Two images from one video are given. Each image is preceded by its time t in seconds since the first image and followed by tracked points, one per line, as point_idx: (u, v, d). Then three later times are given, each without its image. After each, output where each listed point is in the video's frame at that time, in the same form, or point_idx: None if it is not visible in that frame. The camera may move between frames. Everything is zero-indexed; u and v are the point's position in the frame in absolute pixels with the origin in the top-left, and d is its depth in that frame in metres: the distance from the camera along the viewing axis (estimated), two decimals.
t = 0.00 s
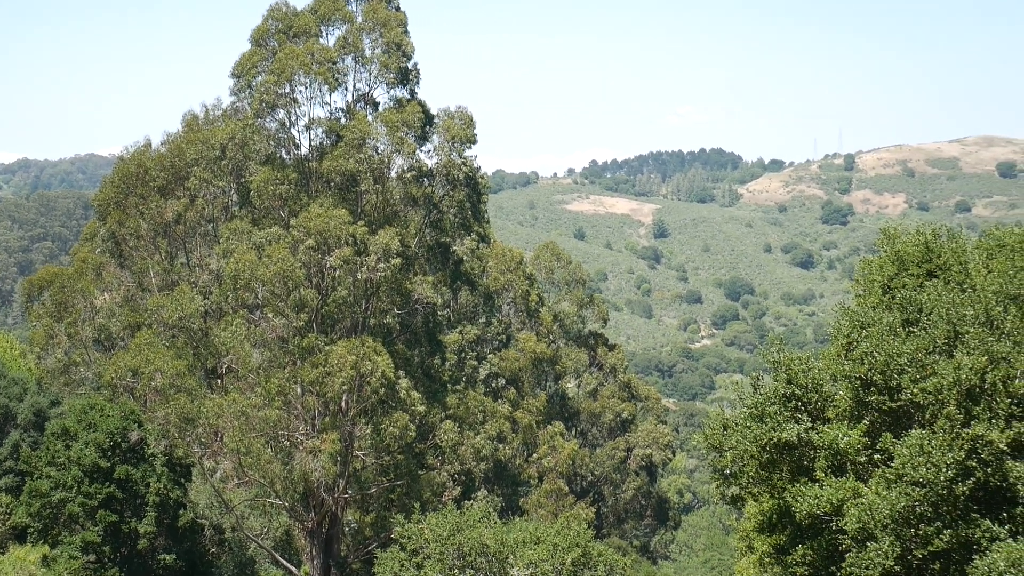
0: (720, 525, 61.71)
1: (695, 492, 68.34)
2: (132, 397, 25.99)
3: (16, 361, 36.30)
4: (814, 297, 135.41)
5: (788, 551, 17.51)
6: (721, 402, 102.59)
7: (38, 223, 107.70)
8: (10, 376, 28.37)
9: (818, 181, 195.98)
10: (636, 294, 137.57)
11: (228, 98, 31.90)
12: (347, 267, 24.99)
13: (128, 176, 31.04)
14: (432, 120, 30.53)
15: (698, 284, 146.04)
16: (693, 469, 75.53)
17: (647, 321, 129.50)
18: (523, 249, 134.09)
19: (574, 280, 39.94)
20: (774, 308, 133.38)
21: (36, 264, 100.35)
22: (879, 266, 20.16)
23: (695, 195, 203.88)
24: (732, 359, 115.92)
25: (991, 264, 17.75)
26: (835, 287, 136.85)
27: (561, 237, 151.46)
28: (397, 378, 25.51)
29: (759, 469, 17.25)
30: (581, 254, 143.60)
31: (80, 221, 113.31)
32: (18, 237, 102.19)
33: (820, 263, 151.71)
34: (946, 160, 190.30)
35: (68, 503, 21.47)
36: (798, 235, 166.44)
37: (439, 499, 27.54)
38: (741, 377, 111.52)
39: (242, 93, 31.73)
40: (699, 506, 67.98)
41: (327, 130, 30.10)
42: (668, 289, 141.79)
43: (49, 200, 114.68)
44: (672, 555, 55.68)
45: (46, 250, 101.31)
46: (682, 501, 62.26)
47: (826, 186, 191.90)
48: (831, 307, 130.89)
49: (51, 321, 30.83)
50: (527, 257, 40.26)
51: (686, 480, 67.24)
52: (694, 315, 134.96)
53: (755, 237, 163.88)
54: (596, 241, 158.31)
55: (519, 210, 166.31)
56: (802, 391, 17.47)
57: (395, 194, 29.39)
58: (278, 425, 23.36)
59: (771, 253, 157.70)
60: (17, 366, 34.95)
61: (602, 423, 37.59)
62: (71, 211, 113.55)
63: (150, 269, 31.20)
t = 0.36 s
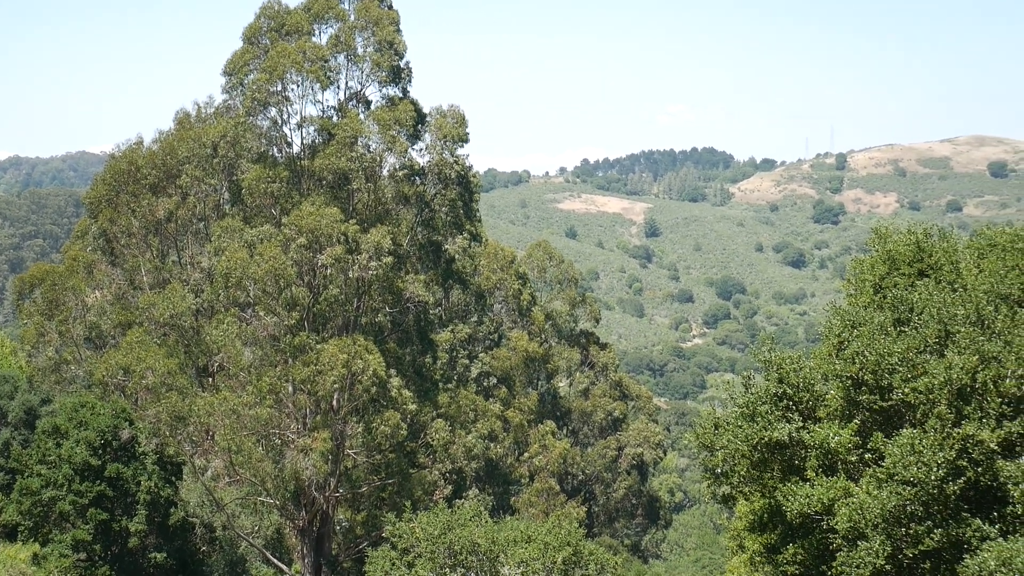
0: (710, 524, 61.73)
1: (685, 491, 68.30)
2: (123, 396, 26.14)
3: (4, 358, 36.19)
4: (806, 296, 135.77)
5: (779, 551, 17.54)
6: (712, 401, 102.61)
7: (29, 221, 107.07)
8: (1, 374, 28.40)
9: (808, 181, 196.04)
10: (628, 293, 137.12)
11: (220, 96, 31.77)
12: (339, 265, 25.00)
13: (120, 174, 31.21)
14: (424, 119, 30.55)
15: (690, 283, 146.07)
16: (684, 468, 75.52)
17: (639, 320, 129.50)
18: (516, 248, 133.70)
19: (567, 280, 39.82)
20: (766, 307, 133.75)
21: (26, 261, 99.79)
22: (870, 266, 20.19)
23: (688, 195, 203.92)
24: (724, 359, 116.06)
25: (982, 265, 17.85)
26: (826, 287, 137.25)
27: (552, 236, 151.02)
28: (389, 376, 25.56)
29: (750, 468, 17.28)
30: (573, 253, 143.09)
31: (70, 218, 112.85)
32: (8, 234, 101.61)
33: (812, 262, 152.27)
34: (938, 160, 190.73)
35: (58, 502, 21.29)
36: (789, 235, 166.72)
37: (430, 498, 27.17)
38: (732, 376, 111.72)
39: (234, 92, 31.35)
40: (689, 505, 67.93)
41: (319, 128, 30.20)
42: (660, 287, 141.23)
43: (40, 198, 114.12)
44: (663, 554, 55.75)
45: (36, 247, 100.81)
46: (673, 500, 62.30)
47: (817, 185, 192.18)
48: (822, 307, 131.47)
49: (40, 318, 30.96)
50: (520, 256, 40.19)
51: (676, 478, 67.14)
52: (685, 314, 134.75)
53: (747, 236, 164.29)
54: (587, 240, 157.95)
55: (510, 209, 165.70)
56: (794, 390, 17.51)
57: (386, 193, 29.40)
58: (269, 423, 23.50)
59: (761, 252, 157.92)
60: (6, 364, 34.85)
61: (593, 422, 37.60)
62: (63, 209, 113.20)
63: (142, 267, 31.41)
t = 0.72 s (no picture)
0: (696, 526, 61.65)
1: (671, 493, 68.15)
2: (107, 397, 25.86)
3: None
4: (790, 300, 136.56)
5: (763, 552, 17.58)
6: (697, 403, 102.69)
7: (14, 222, 106.50)
8: None
9: (792, 184, 195.99)
10: (613, 294, 136.97)
11: (206, 97, 31.88)
12: (324, 267, 25.10)
13: (105, 176, 31.06)
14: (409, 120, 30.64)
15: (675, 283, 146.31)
16: (670, 470, 75.42)
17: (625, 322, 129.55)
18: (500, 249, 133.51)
19: (552, 282, 39.86)
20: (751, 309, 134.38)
21: (9, 262, 99.28)
22: (854, 269, 20.27)
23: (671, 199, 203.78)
24: (709, 361, 116.08)
25: (966, 267, 17.96)
26: (812, 289, 137.82)
27: (536, 237, 150.91)
28: (374, 378, 25.48)
29: (734, 470, 17.31)
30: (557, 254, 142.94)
31: (55, 219, 112.48)
32: None
33: (795, 265, 152.97)
34: (924, 162, 191.20)
35: (43, 503, 21.29)
36: (773, 237, 166.86)
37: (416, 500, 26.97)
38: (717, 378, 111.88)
39: (219, 93, 31.50)
40: (675, 507, 67.75)
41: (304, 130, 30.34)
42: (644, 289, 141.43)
43: (25, 199, 113.77)
44: (648, 556, 55.73)
45: (20, 248, 100.34)
46: (658, 502, 62.19)
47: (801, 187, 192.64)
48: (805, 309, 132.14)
49: (24, 320, 31.17)
50: (505, 257, 40.21)
51: (662, 480, 66.88)
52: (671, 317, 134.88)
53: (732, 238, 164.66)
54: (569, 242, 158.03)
55: (494, 211, 165.50)
56: (778, 392, 17.57)
57: (371, 195, 29.59)
58: (254, 425, 23.54)
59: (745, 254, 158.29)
60: None
61: (578, 424, 37.62)
62: (47, 210, 112.93)
63: (126, 269, 31.10)
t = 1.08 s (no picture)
0: (673, 524, 61.72)
1: (648, 491, 68.14)
2: (84, 396, 25.83)
3: None
4: (768, 297, 137.27)
5: (740, 551, 17.61)
6: (673, 401, 102.99)
7: None
8: None
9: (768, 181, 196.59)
10: (592, 293, 137.49)
11: (183, 95, 31.82)
12: (302, 266, 25.20)
13: (82, 174, 31.00)
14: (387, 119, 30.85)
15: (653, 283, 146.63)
16: (647, 468, 75.44)
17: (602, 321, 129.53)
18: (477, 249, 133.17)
19: (530, 281, 39.82)
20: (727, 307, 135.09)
21: None
22: (831, 268, 20.34)
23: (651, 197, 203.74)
24: (686, 359, 116.51)
25: (942, 266, 18.05)
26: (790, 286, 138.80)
27: (516, 236, 150.78)
28: (353, 377, 25.93)
29: (711, 468, 17.34)
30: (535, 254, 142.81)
31: (32, 217, 111.79)
32: None
33: (774, 263, 153.66)
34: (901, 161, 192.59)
35: (19, 502, 21.17)
36: (752, 236, 167.03)
37: (393, 499, 27.30)
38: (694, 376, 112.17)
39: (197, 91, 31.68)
40: (652, 505, 67.70)
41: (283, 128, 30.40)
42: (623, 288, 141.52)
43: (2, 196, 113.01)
44: (626, 554, 55.84)
45: None
46: (635, 500, 62.31)
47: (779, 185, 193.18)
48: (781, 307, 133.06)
49: None
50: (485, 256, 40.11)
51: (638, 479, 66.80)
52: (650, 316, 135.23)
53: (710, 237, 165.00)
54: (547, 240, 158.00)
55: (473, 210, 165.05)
56: (755, 390, 17.61)
57: (349, 194, 29.99)
58: (231, 424, 24.02)
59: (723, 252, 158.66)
60: None
61: (557, 422, 37.69)
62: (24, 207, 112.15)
63: (103, 267, 31.52)
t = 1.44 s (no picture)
0: (637, 517, 61.97)
1: (613, 486, 68.23)
2: (46, 391, 25.61)
3: None
4: (729, 292, 138.24)
5: (703, 543, 17.87)
6: (637, 396, 103.68)
7: None
8: None
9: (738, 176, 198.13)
10: (558, 288, 137.82)
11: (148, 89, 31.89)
12: (265, 260, 25.44)
13: (44, 168, 30.85)
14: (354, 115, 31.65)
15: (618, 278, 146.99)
16: (612, 463, 75.58)
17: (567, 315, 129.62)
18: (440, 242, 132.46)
19: (496, 276, 39.52)
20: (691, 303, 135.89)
21: None
22: (795, 262, 20.49)
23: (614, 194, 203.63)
24: (650, 353, 117.38)
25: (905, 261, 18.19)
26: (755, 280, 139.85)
27: (481, 230, 150.50)
28: (318, 371, 26.15)
29: (676, 462, 17.40)
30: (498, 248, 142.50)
31: None
32: None
33: (737, 258, 155.12)
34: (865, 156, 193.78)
35: None
36: (718, 232, 167.38)
37: (356, 493, 28.19)
38: (659, 370, 112.92)
39: (162, 84, 31.88)
40: (618, 500, 67.66)
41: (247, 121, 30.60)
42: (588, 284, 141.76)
43: None
44: (591, 547, 56.13)
45: None
46: (599, 493, 62.66)
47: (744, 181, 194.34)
48: (745, 300, 134.06)
49: None
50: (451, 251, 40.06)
51: (602, 473, 66.81)
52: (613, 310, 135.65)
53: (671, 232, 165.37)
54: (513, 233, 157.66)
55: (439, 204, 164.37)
56: (720, 385, 17.68)
57: (314, 187, 30.23)
58: (195, 419, 24.00)
59: (688, 247, 159.30)
60: None
61: (522, 416, 37.85)
62: None
63: (68, 261, 31.53)
